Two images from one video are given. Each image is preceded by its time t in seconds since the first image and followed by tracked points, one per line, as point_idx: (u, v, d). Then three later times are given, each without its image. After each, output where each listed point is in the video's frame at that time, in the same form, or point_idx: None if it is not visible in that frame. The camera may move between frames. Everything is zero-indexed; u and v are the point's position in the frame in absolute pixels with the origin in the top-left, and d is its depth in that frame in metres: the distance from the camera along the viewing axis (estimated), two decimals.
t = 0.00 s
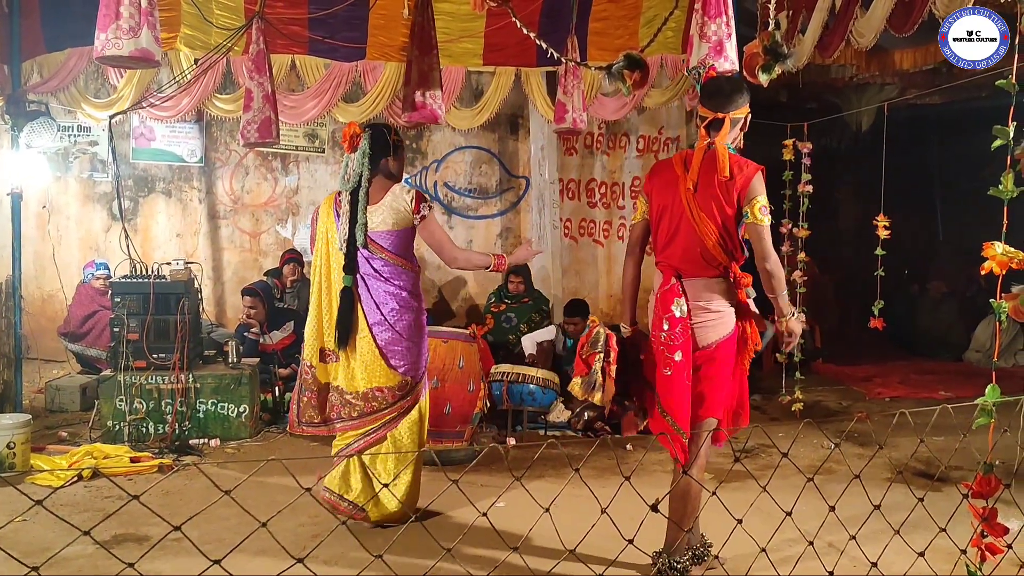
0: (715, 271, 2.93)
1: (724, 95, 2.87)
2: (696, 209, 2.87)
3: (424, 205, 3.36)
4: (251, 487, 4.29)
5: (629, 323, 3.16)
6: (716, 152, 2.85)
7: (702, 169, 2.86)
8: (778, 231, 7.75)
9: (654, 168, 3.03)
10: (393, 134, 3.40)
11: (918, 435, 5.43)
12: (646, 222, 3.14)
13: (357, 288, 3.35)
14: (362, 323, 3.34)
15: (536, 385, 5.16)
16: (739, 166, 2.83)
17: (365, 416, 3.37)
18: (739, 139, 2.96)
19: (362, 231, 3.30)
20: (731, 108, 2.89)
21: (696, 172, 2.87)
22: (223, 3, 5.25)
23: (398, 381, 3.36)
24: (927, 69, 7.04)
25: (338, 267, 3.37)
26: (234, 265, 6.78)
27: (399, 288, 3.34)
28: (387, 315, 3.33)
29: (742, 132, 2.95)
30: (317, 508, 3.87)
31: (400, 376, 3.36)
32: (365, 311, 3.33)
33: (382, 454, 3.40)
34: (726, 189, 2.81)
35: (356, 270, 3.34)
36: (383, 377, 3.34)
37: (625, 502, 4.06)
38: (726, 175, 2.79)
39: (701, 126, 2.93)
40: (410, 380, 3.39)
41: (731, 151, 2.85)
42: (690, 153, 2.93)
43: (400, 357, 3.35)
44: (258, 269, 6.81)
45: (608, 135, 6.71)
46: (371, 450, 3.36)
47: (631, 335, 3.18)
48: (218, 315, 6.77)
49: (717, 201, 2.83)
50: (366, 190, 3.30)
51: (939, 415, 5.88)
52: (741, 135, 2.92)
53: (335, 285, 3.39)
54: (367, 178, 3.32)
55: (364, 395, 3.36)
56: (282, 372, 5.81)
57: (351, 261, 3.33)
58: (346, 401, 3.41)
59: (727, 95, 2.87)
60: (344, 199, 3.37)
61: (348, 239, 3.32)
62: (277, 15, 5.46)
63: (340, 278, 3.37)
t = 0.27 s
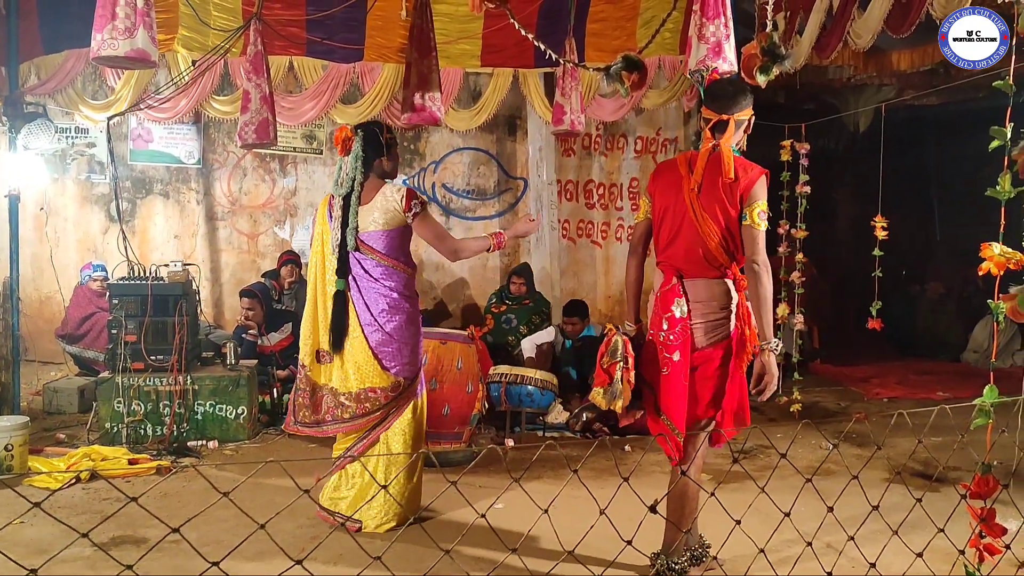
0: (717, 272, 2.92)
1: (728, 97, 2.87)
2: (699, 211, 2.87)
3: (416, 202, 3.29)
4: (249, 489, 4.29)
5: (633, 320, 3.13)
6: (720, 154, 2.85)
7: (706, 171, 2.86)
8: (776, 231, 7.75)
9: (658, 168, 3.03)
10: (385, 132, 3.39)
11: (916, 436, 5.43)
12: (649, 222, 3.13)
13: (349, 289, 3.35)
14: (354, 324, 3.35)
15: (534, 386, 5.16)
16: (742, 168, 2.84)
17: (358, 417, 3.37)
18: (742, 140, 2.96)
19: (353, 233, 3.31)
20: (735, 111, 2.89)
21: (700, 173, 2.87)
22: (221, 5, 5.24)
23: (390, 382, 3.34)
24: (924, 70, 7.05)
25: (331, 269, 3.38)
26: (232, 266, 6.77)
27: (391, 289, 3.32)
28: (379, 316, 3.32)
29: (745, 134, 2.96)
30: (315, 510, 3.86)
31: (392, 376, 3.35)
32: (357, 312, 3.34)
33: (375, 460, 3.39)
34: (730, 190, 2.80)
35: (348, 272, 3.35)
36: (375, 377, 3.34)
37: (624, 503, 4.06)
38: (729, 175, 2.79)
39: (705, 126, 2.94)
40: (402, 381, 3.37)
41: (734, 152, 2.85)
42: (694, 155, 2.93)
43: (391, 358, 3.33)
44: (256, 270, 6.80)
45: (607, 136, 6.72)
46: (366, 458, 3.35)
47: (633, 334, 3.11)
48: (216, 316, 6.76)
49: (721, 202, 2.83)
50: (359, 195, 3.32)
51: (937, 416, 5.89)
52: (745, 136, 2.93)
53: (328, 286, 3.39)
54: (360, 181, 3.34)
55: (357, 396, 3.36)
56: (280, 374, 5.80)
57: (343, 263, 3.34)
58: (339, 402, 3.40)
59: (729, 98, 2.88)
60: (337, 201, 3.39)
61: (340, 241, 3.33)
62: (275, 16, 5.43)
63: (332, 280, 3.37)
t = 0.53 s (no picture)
0: (715, 273, 2.92)
1: (727, 98, 2.88)
2: (697, 211, 2.86)
3: (401, 203, 3.24)
4: (247, 491, 4.28)
5: (636, 322, 3.16)
6: (718, 155, 2.85)
7: (704, 171, 2.86)
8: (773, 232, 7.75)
9: (657, 170, 3.03)
10: (377, 133, 3.37)
11: (914, 436, 5.43)
12: (648, 225, 3.13)
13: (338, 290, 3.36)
14: (343, 324, 3.35)
15: (533, 387, 5.23)
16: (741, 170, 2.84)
17: (348, 417, 3.37)
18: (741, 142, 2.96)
19: (340, 234, 3.32)
20: (734, 112, 2.90)
21: (698, 174, 2.87)
22: (218, 5, 5.23)
23: (378, 382, 3.34)
24: (922, 71, 7.06)
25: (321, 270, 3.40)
26: (230, 268, 6.77)
27: (378, 290, 3.31)
28: (366, 317, 3.31)
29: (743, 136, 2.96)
30: (312, 512, 3.86)
31: (380, 377, 3.34)
32: (345, 313, 3.34)
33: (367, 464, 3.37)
34: (728, 190, 2.80)
35: (337, 273, 3.36)
36: (363, 377, 3.34)
37: (622, 504, 4.06)
38: (727, 176, 2.79)
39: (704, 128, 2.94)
40: (390, 382, 3.36)
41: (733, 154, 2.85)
42: (693, 156, 2.93)
43: (377, 358, 3.33)
44: (254, 272, 6.79)
45: (604, 137, 6.72)
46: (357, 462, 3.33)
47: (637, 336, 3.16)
48: (213, 318, 6.76)
49: (718, 202, 2.83)
50: (348, 200, 3.34)
51: (934, 416, 5.89)
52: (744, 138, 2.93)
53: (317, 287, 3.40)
54: (350, 184, 3.35)
55: (346, 396, 3.36)
56: (278, 375, 5.80)
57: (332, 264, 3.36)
58: (329, 401, 3.40)
59: (727, 100, 2.88)
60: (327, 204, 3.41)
61: (329, 243, 3.35)
62: (272, 18, 5.42)
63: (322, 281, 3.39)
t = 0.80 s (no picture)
0: (713, 274, 2.93)
1: (725, 100, 2.88)
2: (695, 212, 2.87)
3: (388, 206, 3.22)
4: (245, 493, 4.28)
5: (631, 323, 3.18)
6: (715, 156, 2.86)
7: (702, 172, 2.87)
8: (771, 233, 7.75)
9: (654, 171, 3.04)
10: (371, 136, 3.36)
11: (912, 437, 5.44)
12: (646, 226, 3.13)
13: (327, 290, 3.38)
14: (330, 323, 3.37)
15: (531, 388, 5.21)
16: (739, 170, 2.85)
17: (337, 417, 3.40)
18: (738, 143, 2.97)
19: (329, 235, 3.33)
20: (731, 113, 2.90)
21: (696, 175, 2.87)
22: (216, 7, 5.24)
23: (364, 381, 3.35)
24: (919, 71, 7.07)
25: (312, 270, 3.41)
26: (228, 270, 6.77)
27: (364, 290, 3.31)
28: (351, 317, 3.32)
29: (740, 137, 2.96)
30: (310, 513, 3.85)
31: (365, 377, 3.34)
32: (332, 312, 3.36)
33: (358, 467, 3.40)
34: (727, 191, 2.81)
35: (325, 273, 3.37)
36: (349, 376, 3.35)
37: (620, 505, 4.06)
38: (726, 177, 2.80)
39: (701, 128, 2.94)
40: (375, 382, 3.35)
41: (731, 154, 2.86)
42: (690, 157, 2.94)
43: (361, 358, 3.33)
44: (252, 273, 6.79)
45: (602, 139, 6.72)
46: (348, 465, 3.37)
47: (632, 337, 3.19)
48: (211, 319, 6.75)
49: (717, 203, 2.84)
50: (339, 202, 3.34)
51: (933, 417, 5.90)
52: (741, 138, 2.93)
53: (308, 287, 3.42)
54: (341, 186, 3.36)
55: (335, 395, 3.39)
56: (276, 377, 5.79)
57: (321, 265, 3.37)
58: (320, 399, 3.44)
59: (726, 101, 2.88)
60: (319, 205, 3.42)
61: (319, 242, 3.37)
62: (269, 19, 5.42)
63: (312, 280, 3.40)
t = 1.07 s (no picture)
0: (711, 275, 2.94)
1: (721, 101, 2.88)
2: (694, 212, 2.87)
3: (378, 206, 3.22)
4: (243, 494, 4.28)
5: (625, 324, 3.17)
6: (713, 156, 2.87)
7: (700, 172, 2.87)
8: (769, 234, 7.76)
9: (650, 172, 3.04)
10: (367, 138, 3.35)
11: (910, 437, 5.44)
12: (642, 228, 3.13)
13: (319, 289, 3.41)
14: (321, 322, 3.40)
15: (529, 389, 5.22)
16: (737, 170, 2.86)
17: (327, 416, 3.41)
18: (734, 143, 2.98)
19: (322, 235, 3.36)
20: (728, 114, 2.90)
21: (693, 175, 2.88)
22: (214, 9, 5.25)
23: (352, 381, 3.35)
24: (916, 72, 7.08)
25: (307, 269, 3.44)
26: (226, 271, 6.77)
27: (352, 289, 3.32)
28: (339, 315, 3.34)
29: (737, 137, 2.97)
30: (308, 515, 3.85)
31: (352, 376, 3.35)
32: (322, 310, 3.39)
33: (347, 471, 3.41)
34: (726, 191, 2.83)
35: (318, 272, 3.40)
36: (339, 376, 3.36)
37: (618, 506, 4.06)
38: (725, 178, 2.82)
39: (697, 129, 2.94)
40: (361, 381, 3.35)
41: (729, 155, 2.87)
42: (687, 158, 2.94)
43: (349, 358, 3.34)
44: (250, 275, 6.79)
45: (600, 140, 6.70)
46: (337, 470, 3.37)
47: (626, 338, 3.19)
48: (209, 321, 6.74)
49: (715, 203, 2.85)
50: (333, 202, 3.36)
51: (931, 418, 5.91)
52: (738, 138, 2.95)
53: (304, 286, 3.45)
54: (336, 187, 3.37)
55: (325, 394, 3.40)
56: (274, 378, 5.79)
57: (314, 264, 3.40)
58: (311, 397, 3.45)
59: (722, 102, 2.88)
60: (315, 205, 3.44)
61: (312, 242, 3.40)
62: (267, 20, 5.44)
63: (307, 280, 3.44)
